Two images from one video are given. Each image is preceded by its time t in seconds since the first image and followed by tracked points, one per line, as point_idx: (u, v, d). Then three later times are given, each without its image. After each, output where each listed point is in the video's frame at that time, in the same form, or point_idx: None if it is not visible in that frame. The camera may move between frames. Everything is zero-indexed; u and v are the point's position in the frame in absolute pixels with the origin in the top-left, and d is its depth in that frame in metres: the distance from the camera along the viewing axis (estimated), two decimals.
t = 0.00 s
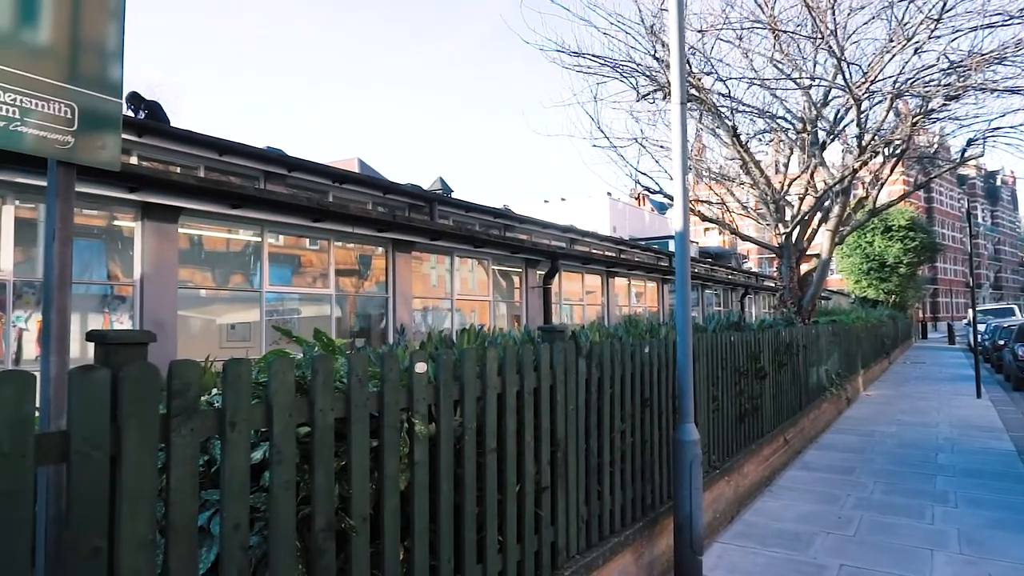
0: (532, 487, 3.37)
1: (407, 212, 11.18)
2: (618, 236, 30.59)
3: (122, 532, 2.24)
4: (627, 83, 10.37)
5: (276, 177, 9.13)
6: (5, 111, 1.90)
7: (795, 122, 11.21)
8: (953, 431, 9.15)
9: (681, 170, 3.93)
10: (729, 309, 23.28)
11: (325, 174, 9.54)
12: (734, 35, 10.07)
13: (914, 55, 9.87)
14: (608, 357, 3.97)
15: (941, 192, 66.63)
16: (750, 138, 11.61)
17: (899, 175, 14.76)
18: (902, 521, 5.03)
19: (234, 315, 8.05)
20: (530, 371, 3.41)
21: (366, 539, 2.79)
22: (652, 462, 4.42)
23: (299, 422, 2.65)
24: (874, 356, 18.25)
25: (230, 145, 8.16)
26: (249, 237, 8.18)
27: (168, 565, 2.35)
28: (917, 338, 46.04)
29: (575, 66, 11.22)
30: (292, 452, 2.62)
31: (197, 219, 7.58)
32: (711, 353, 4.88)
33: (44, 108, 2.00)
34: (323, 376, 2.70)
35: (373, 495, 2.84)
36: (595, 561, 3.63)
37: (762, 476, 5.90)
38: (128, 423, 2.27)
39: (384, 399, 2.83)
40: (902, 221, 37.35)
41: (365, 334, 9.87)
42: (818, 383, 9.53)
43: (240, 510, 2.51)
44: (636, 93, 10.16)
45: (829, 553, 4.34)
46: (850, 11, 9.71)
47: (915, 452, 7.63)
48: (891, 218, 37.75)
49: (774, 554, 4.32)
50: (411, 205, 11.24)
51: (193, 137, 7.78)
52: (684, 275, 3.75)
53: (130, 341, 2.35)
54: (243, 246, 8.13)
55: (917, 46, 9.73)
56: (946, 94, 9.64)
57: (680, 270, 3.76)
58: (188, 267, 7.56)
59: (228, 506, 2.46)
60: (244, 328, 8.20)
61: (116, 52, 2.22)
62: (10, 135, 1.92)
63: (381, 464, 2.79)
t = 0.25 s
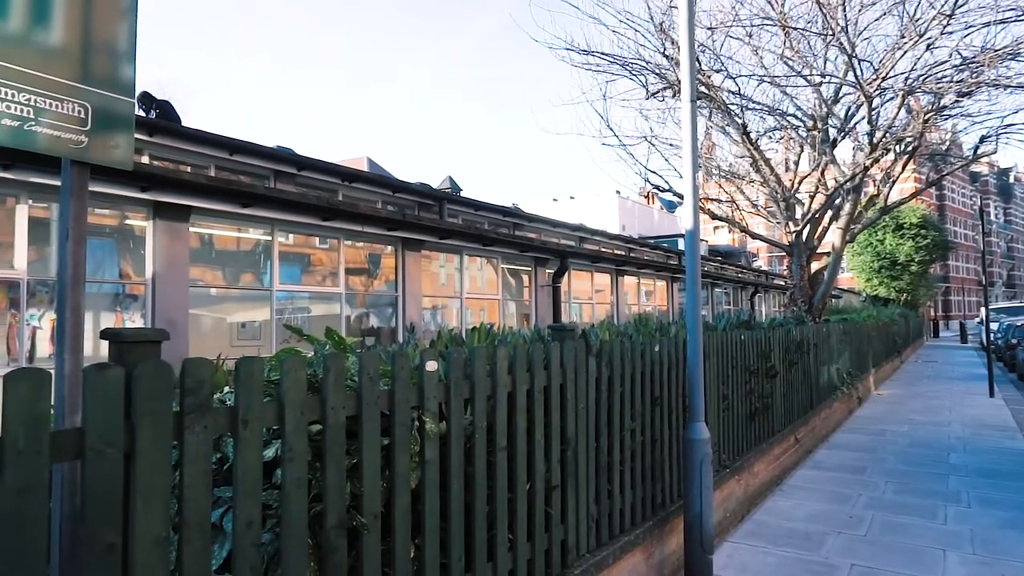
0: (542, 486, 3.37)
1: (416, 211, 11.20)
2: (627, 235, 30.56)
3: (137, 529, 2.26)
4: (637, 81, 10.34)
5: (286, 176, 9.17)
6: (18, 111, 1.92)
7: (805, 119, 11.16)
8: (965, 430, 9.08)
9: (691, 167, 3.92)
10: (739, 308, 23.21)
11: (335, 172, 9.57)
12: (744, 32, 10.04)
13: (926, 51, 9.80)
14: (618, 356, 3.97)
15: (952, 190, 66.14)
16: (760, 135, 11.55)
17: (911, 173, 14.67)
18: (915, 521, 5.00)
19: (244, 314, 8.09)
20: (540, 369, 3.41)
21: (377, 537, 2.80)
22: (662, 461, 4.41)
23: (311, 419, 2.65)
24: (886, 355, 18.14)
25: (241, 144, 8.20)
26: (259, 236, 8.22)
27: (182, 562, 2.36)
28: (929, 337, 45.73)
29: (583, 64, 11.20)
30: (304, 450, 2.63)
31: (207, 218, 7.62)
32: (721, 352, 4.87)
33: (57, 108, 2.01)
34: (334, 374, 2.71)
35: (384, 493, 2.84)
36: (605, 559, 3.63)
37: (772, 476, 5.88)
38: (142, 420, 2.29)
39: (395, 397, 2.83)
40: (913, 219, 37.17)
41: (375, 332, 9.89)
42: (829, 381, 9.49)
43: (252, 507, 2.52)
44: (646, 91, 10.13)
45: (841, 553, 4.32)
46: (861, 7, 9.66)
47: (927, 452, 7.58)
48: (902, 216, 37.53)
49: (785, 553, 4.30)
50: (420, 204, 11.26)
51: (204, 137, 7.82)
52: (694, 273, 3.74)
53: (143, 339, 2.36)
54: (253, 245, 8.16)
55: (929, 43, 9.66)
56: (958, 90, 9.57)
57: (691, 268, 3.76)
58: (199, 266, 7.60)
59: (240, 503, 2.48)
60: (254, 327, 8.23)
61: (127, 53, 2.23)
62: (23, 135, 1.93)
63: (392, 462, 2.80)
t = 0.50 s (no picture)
0: (555, 485, 3.36)
1: (427, 210, 11.23)
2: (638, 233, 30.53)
3: (154, 526, 2.28)
4: (648, 79, 10.31)
5: (298, 175, 9.22)
6: (35, 111, 1.94)
7: (818, 117, 11.08)
8: (981, 430, 8.99)
9: (704, 166, 3.91)
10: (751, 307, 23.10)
11: (346, 172, 9.61)
12: (756, 29, 9.99)
13: (941, 47, 9.71)
14: (630, 355, 3.96)
15: (967, 188, 65.50)
16: (773, 133, 11.48)
17: (925, 170, 14.53)
18: (929, 520, 4.96)
19: (257, 312, 8.13)
20: (553, 368, 3.41)
21: (391, 535, 2.80)
22: (675, 460, 4.40)
23: (325, 418, 2.67)
24: (899, 354, 17.99)
25: (253, 143, 8.25)
26: (271, 235, 8.26)
27: (198, 559, 2.38)
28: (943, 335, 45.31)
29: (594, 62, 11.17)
30: (319, 449, 2.65)
31: (220, 217, 7.66)
32: (733, 350, 4.85)
33: (74, 108, 2.03)
34: (348, 373, 2.72)
35: (398, 491, 2.85)
36: (618, 558, 3.62)
37: (785, 475, 5.85)
38: (159, 418, 2.31)
39: (408, 396, 2.84)
40: (927, 217, 36.88)
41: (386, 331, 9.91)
42: (842, 380, 9.43)
43: (267, 504, 2.54)
44: (657, 89, 10.10)
45: (855, 553, 4.30)
46: (875, 3, 9.58)
47: (942, 451, 7.52)
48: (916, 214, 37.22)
49: (798, 553, 4.28)
50: (432, 203, 11.29)
51: (217, 137, 7.86)
52: (707, 272, 3.73)
53: (161, 337, 2.39)
54: (265, 244, 8.21)
55: (944, 38, 9.57)
56: (974, 86, 9.48)
57: (703, 267, 3.74)
58: (212, 265, 7.65)
59: (256, 500, 2.49)
60: (267, 326, 8.28)
61: (141, 52, 2.24)
62: (40, 135, 1.96)
63: (406, 460, 2.81)
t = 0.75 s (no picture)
0: (567, 485, 3.36)
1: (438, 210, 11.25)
2: (649, 232, 30.51)
3: (170, 525, 2.30)
4: (659, 78, 10.28)
5: (309, 176, 9.26)
6: (53, 114, 1.96)
7: (830, 115, 11.01)
8: (997, 430, 8.90)
9: (716, 164, 3.89)
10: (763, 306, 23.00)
11: (357, 172, 9.65)
12: (767, 27, 9.93)
13: (955, 43, 9.63)
14: (643, 354, 3.95)
15: (981, 186, 64.91)
16: (784, 131, 11.42)
17: (939, 168, 14.40)
18: (944, 521, 4.92)
19: (269, 313, 8.17)
20: (565, 367, 3.40)
21: (404, 534, 2.81)
22: (687, 460, 4.38)
23: (338, 418, 2.67)
24: (913, 354, 17.85)
25: (265, 144, 8.29)
26: (282, 235, 8.30)
27: (213, 558, 2.39)
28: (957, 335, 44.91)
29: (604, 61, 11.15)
30: (332, 448, 2.65)
31: (232, 218, 7.71)
32: (746, 350, 4.84)
33: (88, 109, 2.05)
34: (361, 373, 2.72)
35: (411, 491, 2.86)
36: (630, 558, 3.61)
37: (798, 475, 5.82)
38: (174, 418, 2.32)
39: (421, 396, 2.84)
40: (940, 216, 36.57)
41: (397, 331, 9.93)
42: (856, 380, 9.37)
43: (282, 503, 2.55)
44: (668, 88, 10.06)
45: (869, 554, 4.26)
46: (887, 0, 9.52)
47: (957, 452, 7.45)
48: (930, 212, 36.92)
49: (812, 553, 4.26)
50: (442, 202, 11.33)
51: (229, 138, 7.91)
52: (719, 271, 3.72)
53: (176, 337, 2.40)
54: (276, 245, 8.24)
55: (958, 35, 9.49)
56: (988, 83, 9.39)
57: (716, 267, 3.73)
58: (224, 265, 7.69)
59: (270, 499, 2.51)
60: (279, 326, 8.31)
61: (154, 54, 2.26)
62: (55, 137, 1.97)
63: (419, 460, 2.81)
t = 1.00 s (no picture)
0: (584, 484, 3.36)
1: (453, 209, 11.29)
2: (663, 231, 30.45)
3: (191, 522, 2.31)
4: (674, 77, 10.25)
5: (325, 176, 9.33)
6: (76, 115, 2.00)
7: (847, 113, 10.92)
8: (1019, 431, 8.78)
9: (732, 163, 3.87)
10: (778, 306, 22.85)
11: (372, 172, 9.70)
12: (783, 25, 9.87)
13: (975, 40, 9.52)
14: (659, 354, 3.93)
15: (1000, 184, 64.11)
16: (801, 130, 11.33)
17: (958, 167, 14.23)
18: (964, 524, 4.86)
19: (285, 312, 8.22)
20: (581, 366, 3.40)
21: (422, 533, 2.82)
22: (703, 460, 4.36)
23: (356, 417, 2.68)
24: (932, 354, 17.66)
25: (281, 145, 8.35)
26: (298, 235, 8.35)
27: (234, 556, 2.41)
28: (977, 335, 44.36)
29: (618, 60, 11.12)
30: (350, 447, 2.66)
31: (248, 218, 7.76)
32: (762, 350, 4.81)
33: (108, 110, 2.08)
34: (379, 372, 2.73)
35: (428, 490, 2.86)
36: (647, 559, 3.60)
37: (815, 476, 5.77)
38: (195, 416, 2.33)
39: (438, 395, 2.85)
40: (959, 215, 36.15)
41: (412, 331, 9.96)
42: (874, 380, 9.28)
43: (300, 502, 2.56)
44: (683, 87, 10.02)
45: (888, 556, 4.22)
46: None
47: (978, 453, 7.36)
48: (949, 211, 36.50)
49: (829, 555, 4.22)
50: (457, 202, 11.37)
51: (245, 139, 7.97)
52: (736, 270, 3.70)
53: (197, 336, 2.42)
54: (292, 245, 8.29)
55: (978, 31, 9.38)
56: (1009, 80, 9.27)
57: (733, 266, 3.71)
58: (241, 265, 7.74)
59: (289, 498, 2.52)
60: (295, 325, 8.36)
61: (174, 56, 2.29)
62: (76, 138, 2.01)
63: (436, 459, 2.82)
